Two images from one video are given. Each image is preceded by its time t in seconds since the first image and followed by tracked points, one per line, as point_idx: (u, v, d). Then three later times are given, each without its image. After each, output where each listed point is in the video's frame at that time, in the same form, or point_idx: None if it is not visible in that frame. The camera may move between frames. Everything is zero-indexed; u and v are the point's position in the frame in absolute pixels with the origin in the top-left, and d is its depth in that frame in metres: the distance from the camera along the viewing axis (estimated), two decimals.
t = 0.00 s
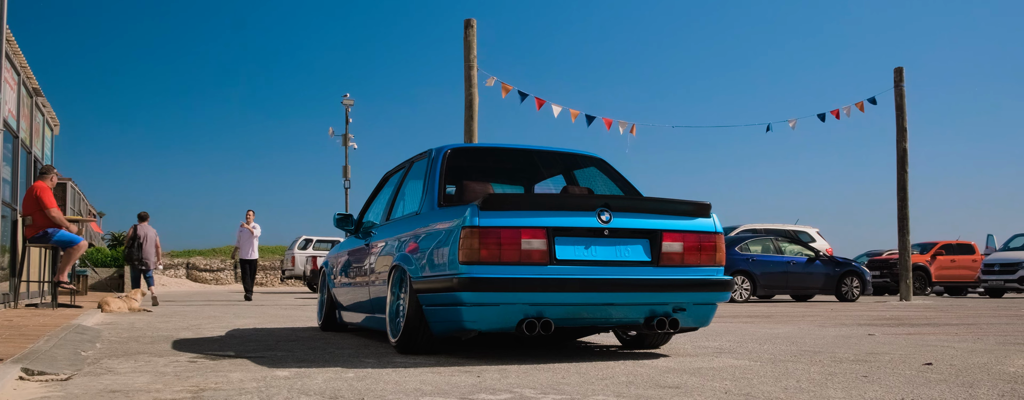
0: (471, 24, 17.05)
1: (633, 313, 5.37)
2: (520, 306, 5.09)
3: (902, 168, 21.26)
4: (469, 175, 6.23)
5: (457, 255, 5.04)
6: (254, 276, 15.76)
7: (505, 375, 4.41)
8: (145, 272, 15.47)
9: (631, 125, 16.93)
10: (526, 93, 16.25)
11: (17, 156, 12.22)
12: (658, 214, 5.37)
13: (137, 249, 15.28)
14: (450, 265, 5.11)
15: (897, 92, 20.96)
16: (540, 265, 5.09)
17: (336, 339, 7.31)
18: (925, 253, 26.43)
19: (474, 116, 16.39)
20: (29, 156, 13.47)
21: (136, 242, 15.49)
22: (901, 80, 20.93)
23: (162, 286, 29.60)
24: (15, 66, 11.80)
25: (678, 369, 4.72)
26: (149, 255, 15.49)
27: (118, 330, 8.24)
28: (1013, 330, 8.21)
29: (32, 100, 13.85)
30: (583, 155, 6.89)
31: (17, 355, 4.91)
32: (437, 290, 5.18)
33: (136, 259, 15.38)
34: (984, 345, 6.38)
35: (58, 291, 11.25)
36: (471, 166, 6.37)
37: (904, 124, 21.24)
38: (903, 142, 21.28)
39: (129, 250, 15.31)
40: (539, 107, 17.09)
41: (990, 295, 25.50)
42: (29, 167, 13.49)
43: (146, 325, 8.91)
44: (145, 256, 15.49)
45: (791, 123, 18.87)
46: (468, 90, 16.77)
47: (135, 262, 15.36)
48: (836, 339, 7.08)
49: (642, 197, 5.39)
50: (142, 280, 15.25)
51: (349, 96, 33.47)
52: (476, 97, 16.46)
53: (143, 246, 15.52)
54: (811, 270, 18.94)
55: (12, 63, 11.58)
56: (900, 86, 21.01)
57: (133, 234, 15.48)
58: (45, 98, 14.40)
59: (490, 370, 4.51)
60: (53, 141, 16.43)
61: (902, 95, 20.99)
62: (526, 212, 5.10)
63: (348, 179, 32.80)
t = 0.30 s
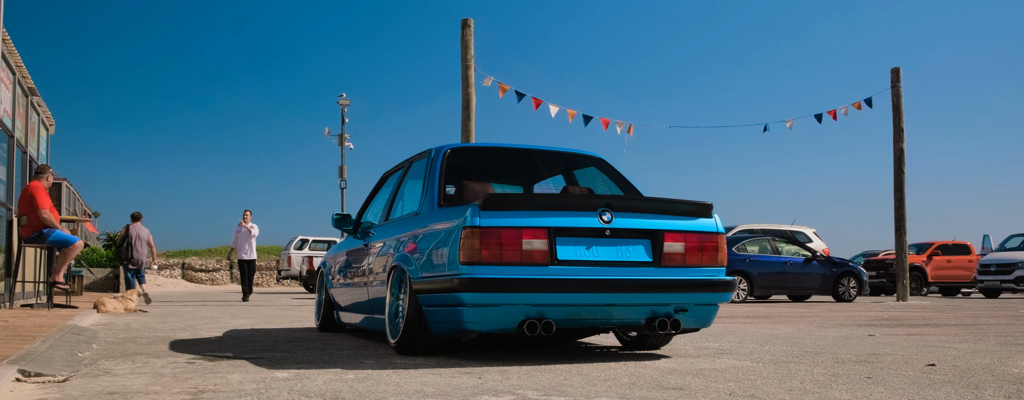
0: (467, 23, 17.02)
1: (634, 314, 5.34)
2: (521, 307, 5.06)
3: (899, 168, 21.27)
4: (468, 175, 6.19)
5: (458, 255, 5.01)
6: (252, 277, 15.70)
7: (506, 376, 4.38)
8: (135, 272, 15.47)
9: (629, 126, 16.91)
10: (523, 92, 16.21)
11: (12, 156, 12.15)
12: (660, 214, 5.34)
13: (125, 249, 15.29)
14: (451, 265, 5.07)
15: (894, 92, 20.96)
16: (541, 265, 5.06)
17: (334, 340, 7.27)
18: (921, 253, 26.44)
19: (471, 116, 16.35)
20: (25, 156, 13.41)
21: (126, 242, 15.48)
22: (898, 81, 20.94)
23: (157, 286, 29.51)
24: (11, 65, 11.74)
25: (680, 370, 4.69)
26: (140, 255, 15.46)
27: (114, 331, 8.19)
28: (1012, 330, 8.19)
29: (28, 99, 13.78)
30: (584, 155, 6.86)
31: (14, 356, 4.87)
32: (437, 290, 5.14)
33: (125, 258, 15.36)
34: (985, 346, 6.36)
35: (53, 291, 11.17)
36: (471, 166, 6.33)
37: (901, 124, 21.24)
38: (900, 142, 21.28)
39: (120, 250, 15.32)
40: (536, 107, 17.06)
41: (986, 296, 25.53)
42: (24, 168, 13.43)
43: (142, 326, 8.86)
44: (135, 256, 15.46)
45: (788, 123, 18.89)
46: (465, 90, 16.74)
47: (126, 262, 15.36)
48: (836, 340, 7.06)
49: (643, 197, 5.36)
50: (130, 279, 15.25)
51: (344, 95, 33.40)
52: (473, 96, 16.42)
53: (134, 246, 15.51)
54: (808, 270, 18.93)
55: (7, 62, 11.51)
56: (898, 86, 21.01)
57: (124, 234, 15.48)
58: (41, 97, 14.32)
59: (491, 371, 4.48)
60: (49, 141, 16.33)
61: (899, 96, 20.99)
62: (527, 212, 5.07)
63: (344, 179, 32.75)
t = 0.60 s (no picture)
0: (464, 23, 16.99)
1: (636, 314, 5.31)
2: (522, 307, 5.03)
3: (896, 168, 21.27)
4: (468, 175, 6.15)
5: (458, 255, 4.97)
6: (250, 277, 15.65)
7: (508, 377, 4.35)
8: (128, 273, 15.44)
9: (627, 126, 16.89)
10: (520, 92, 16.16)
11: (8, 155, 12.07)
12: (662, 214, 5.31)
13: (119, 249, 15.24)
14: (451, 265, 5.03)
15: (891, 92, 20.97)
16: (542, 265, 5.02)
17: (332, 340, 7.23)
18: (918, 253, 26.45)
19: (468, 116, 16.31)
20: (20, 155, 13.33)
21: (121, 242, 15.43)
22: (895, 81, 20.94)
23: (152, 286, 29.42)
24: (6, 64, 11.68)
25: (683, 371, 4.66)
26: (132, 255, 15.40)
27: (111, 332, 8.14)
28: (1012, 331, 8.17)
29: (23, 98, 13.71)
30: (585, 155, 6.82)
31: (10, 357, 4.83)
32: (438, 290, 5.11)
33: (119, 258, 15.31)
34: (987, 346, 6.34)
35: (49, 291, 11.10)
36: (471, 165, 6.29)
37: (898, 124, 21.25)
38: (897, 142, 21.29)
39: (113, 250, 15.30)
40: (533, 107, 17.03)
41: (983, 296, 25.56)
42: (19, 167, 13.36)
43: (139, 326, 8.81)
44: (129, 256, 15.41)
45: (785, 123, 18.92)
46: (463, 89, 16.70)
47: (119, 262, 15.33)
48: (837, 340, 7.03)
49: (645, 197, 5.32)
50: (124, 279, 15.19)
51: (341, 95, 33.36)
52: (470, 96, 16.38)
53: (128, 246, 15.46)
54: (805, 270, 18.92)
55: (2, 62, 11.45)
56: (895, 87, 21.02)
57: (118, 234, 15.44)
58: (36, 97, 14.24)
59: (492, 372, 4.45)
60: (45, 141, 16.26)
61: (896, 96, 21.00)
62: (528, 212, 5.03)
63: (340, 179, 32.68)
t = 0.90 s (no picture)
0: (462, 23, 16.96)
1: (638, 315, 5.27)
2: (524, 307, 4.99)
3: (894, 168, 21.28)
4: (469, 175, 6.11)
5: (460, 255, 4.94)
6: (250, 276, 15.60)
7: (511, 378, 4.31)
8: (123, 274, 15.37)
9: (625, 126, 16.87)
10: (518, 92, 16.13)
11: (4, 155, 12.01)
12: (665, 213, 5.27)
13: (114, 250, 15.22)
14: (452, 265, 5.00)
15: (889, 92, 20.98)
16: (544, 266, 4.99)
17: (331, 341, 7.18)
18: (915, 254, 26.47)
19: (466, 116, 16.28)
20: (16, 155, 13.26)
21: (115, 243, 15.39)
22: (893, 81, 20.95)
23: (149, 287, 29.32)
24: (2, 63, 11.62)
25: (686, 372, 4.62)
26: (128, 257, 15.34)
27: (108, 332, 8.08)
28: (1013, 331, 8.16)
29: (20, 98, 13.66)
30: (585, 155, 6.79)
31: (7, 357, 4.79)
32: (439, 291, 5.07)
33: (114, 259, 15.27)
34: (989, 346, 6.32)
35: (45, 291, 11.04)
36: (471, 165, 6.25)
37: (896, 124, 21.25)
38: (895, 142, 21.30)
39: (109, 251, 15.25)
40: (532, 107, 17.01)
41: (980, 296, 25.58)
42: (16, 167, 13.29)
43: (137, 327, 8.75)
44: (124, 257, 15.37)
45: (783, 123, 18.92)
46: (460, 89, 16.67)
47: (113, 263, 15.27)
48: (838, 340, 7.01)
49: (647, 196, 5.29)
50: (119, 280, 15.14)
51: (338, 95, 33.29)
52: (468, 96, 16.34)
53: (123, 247, 15.42)
54: (803, 271, 18.89)
55: None
56: (893, 87, 21.03)
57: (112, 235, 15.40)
58: (32, 96, 14.18)
59: (495, 373, 4.42)
60: (41, 140, 16.18)
61: (894, 96, 21.01)
62: (530, 212, 4.99)
63: (337, 180, 32.64)
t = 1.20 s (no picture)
0: (460, 23, 16.93)
1: (640, 315, 5.24)
2: (526, 308, 4.96)
3: (892, 169, 21.29)
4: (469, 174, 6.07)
5: (461, 255, 4.90)
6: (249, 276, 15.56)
7: (513, 379, 4.28)
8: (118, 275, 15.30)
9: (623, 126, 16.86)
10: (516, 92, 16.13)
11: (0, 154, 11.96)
12: (667, 213, 5.24)
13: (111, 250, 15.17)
14: (454, 265, 4.96)
15: (888, 93, 20.98)
16: (546, 265, 4.95)
17: (330, 341, 7.14)
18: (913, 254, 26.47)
19: (464, 115, 16.25)
20: (13, 154, 13.19)
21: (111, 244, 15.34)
22: (891, 81, 20.96)
23: (145, 287, 29.24)
24: None
25: (690, 372, 4.59)
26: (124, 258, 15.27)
27: (106, 332, 8.03)
28: (1014, 331, 8.14)
29: (16, 98, 13.58)
30: (586, 154, 6.77)
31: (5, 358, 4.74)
32: (440, 290, 5.03)
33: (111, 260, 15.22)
34: (991, 346, 6.30)
35: (42, 292, 10.98)
36: (471, 164, 6.22)
37: (894, 124, 21.26)
38: (893, 143, 21.31)
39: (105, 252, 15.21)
40: (530, 107, 16.98)
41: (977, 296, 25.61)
42: (12, 167, 13.23)
43: (135, 327, 8.71)
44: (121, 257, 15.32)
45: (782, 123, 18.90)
46: (459, 89, 16.65)
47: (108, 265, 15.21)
48: (840, 340, 6.99)
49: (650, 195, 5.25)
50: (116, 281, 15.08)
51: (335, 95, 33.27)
52: (466, 96, 16.31)
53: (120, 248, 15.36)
54: (801, 271, 18.88)
55: None
56: (891, 87, 21.03)
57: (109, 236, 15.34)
58: (29, 96, 14.11)
59: (497, 374, 4.38)
60: (37, 140, 16.09)
61: (892, 96, 21.01)
62: (533, 211, 4.96)
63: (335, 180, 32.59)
